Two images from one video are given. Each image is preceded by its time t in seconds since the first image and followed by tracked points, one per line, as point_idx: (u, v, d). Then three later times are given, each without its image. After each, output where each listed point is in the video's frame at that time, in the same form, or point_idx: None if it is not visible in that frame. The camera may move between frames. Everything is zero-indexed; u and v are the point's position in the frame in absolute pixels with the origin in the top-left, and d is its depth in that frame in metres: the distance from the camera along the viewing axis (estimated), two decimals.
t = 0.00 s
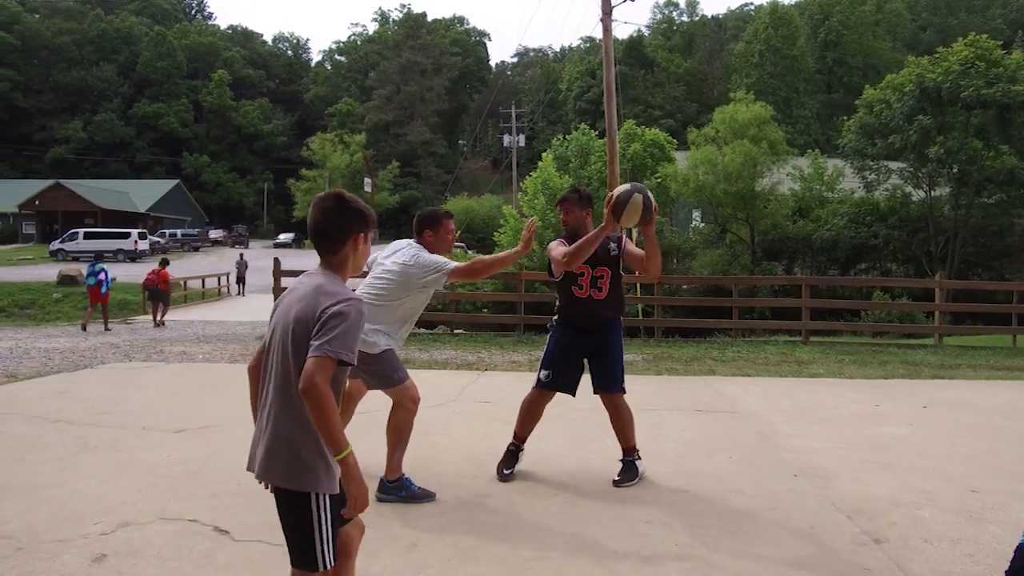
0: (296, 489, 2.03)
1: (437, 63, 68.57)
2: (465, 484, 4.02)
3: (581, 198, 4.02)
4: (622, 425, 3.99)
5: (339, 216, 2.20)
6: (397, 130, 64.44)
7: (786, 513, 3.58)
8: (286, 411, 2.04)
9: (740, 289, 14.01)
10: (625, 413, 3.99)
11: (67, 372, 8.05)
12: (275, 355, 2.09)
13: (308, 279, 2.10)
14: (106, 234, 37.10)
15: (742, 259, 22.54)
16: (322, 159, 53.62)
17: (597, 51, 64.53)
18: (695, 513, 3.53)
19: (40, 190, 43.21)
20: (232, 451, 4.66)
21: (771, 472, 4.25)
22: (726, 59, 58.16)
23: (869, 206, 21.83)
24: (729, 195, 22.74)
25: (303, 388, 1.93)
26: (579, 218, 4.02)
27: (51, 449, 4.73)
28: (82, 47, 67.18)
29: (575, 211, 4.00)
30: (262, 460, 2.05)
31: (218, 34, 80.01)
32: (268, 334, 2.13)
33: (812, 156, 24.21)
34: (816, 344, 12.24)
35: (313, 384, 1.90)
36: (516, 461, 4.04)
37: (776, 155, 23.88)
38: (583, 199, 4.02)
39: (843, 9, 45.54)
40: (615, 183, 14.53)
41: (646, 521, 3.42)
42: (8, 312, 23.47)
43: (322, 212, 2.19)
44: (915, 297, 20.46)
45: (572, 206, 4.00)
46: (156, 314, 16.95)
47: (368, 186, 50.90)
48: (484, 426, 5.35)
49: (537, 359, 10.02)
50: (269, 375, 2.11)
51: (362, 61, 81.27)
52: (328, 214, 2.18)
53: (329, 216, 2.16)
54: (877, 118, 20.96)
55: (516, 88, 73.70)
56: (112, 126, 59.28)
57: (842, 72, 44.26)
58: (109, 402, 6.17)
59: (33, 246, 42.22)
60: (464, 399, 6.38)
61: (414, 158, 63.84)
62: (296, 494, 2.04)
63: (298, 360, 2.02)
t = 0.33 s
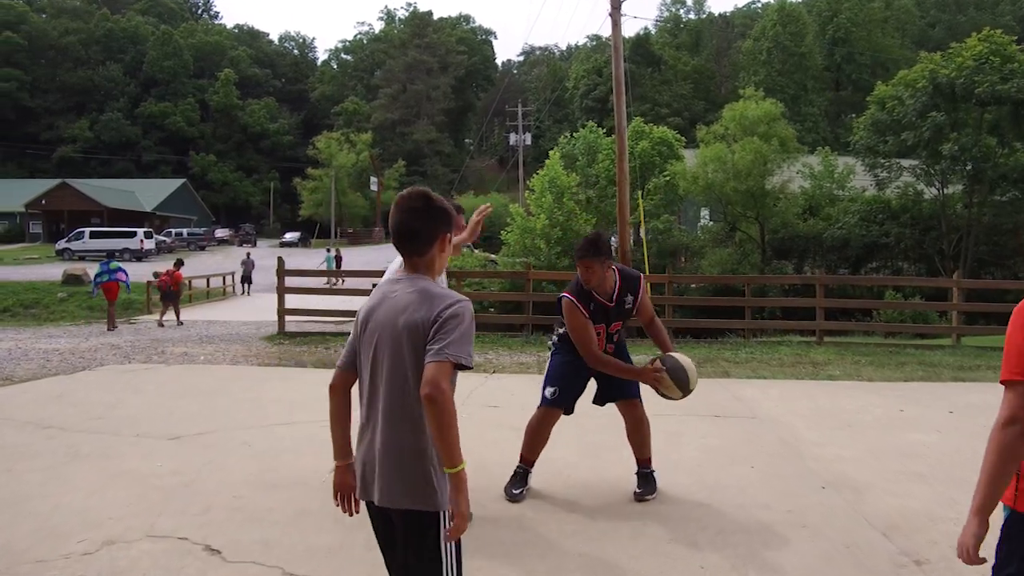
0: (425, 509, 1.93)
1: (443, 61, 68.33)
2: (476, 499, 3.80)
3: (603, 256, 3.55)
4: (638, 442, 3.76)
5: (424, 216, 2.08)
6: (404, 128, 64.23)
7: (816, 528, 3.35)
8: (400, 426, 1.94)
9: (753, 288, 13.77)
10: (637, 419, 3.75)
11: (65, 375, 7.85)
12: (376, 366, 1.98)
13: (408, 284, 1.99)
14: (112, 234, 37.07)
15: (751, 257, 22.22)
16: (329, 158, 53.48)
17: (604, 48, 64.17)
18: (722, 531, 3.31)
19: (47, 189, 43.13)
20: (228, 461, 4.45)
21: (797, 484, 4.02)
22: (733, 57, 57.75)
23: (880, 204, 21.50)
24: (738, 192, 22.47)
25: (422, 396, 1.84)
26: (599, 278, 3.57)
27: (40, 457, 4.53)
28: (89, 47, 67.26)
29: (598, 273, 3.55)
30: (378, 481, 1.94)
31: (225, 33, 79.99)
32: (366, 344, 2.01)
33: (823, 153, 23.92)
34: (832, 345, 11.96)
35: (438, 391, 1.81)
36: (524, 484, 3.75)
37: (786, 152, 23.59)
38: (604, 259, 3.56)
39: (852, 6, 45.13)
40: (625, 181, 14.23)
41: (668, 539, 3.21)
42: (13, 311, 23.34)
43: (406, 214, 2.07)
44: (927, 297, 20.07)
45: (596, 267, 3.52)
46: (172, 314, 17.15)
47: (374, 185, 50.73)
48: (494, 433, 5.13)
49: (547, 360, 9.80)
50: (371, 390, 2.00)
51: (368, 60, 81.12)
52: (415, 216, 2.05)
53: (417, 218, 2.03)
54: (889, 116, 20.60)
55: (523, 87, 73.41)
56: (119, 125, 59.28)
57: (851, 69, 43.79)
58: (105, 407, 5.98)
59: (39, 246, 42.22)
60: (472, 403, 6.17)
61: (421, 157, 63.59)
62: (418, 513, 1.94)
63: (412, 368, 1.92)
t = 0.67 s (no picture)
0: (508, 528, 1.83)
1: (449, 60, 68.10)
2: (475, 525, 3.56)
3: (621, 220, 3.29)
4: (656, 454, 3.48)
5: (539, 235, 1.99)
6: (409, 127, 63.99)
7: (846, 556, 3.07)
8: (500, 446, 1.86)
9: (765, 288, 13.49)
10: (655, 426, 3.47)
11: (55, 378, 7.61)
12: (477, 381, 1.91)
13: (518, 307, 1.93)
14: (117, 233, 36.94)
15: (760, 257, 21.94)
16: (334, 157, 53.33)
17: (611, 47, 63.80)
18: (744, 557, 3.04)
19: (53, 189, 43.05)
20: (214, 474, 4.20)
21: (820, 502, 3.74)
22: (740, 56, 57.34)
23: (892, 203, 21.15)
24: (748, 191, 22.14)
25: (534, 424, 1.77)
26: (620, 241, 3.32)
27: (16, 470, 4.28)
28: (96, 46, 67.31)
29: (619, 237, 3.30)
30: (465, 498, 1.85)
31: (231, 33, 79.94)
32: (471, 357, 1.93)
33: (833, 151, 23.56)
34: (846, 347, 11.64)
35: (551, 422, 1.75)
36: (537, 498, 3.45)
37: (796, 150, 23.23)
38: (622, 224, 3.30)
39: (861, 3, 44.73)
40: (632, 179, 13.93)
41: (684, 567, 2.93)
42: (15, 311, 23.14)
43: (522, 232, 1.99)
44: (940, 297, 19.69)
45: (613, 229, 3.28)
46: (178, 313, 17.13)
47: (380, 184, 50.52)
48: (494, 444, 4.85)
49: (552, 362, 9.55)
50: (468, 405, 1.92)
51: (374, 59, 80.89)
52: (531, 234, 1.97)
53: (535, 237, 1.95)
54: (901, 113, 20.23)
55: (529, 86, 73.09)
56: (125, 125, 59.24)
57: (859, 67, 43.26)
58: (91, 413, 5.72)
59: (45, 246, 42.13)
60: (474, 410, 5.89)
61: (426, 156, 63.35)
62: (510, 532, 1.85)
63: (524, 393, 1.86)
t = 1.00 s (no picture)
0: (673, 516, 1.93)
1: (457, 59, 67.82)
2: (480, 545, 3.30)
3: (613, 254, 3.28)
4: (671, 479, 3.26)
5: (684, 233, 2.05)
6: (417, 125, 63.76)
7: None
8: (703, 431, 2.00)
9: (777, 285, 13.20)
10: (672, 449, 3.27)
11: (46, 383, 7.38)
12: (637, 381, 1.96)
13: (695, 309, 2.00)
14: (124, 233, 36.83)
15: (771, 256, 21.76)
16: (342, 156, 53.19)
17: (619, 44, 63.41)
18: None
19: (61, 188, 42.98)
20: (196, 489, 3.94)
21: (846, 522, 3.46)
22: (749, 53, 56.89)
23: (906, 201, 20.79)
24: (759, 189, 21.75)
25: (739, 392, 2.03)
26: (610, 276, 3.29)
27: None
28: (104, 47, 67.44)
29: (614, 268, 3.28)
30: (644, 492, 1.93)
31: (239, 32, 79.91)
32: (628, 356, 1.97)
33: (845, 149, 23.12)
34: (861, 348, 11.33)
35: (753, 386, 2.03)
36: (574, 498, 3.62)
37: (809, 146, 22.76)
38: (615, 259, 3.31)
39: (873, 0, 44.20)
40: (641, 176, 13.61)
41: None
42: (20, 311, 22.99)
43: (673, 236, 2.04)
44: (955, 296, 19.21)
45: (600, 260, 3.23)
46: (186, 314, 17.02)
47: (387, 182, 50.31)
48: (496, 455, 4.58)
49: (560, 366, 9.30)
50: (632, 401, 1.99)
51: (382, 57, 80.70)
52: (675, 230, 2.02)
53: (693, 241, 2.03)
54: (915, 108, 19.85)
55: (537, 84, 72.79)
56: (134, 124, 59.23)
57: (870, 63, 42.66)
58: (75, 421, 5.48)
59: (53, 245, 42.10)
60: (475, 418, 5.62)
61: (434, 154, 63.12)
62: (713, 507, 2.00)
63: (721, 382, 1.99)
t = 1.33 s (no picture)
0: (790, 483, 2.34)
1: (462, 57, 67.53)
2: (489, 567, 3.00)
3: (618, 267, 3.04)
4: (696, 499, 2.93)
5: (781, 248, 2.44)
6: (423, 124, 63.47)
7: None
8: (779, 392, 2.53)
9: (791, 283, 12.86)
10: (688, 464, 2.96)
11: (36, 386, 7.13)
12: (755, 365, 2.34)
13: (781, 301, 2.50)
14: (130, 232, 36.62)
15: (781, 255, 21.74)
16: (347, 155, 52.96)
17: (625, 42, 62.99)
18: None
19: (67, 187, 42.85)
20: (174, 504, 3.67)
21: (884, 558, 3.19)
22: (757, 50, 56.46)
23: (918, 198, 20.30)
24: (769, 185, 21.52)
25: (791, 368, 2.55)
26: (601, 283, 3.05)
27: None
28: (110, 46, 67.31)
29: (607, 277, 3.03)
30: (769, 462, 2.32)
31: (244, 31, 79.76)
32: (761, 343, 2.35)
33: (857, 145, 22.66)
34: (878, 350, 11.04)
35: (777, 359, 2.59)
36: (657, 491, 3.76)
37: (820, 143, 22.52)
38: (621, 270, 3.04)
39: None
40: (650, 175, 13.28)
41: None
42: (22, 311, 22.79)
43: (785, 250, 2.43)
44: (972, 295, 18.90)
45: (591, 265, 3.05)
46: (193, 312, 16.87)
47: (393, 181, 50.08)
48: (502, 466, 4.28)
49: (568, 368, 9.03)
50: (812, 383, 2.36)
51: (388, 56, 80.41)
52: (783, 240, 2.42)
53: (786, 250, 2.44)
54: (928, 104, 19.41)
55: (543, 83, 72.43)
56: (140, 124, 59.09)
57: (879, 61, 42.11)
58: (59, 427, 5.20)
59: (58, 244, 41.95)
60: (478, 424, 5.33)
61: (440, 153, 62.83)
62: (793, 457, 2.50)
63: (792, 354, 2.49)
